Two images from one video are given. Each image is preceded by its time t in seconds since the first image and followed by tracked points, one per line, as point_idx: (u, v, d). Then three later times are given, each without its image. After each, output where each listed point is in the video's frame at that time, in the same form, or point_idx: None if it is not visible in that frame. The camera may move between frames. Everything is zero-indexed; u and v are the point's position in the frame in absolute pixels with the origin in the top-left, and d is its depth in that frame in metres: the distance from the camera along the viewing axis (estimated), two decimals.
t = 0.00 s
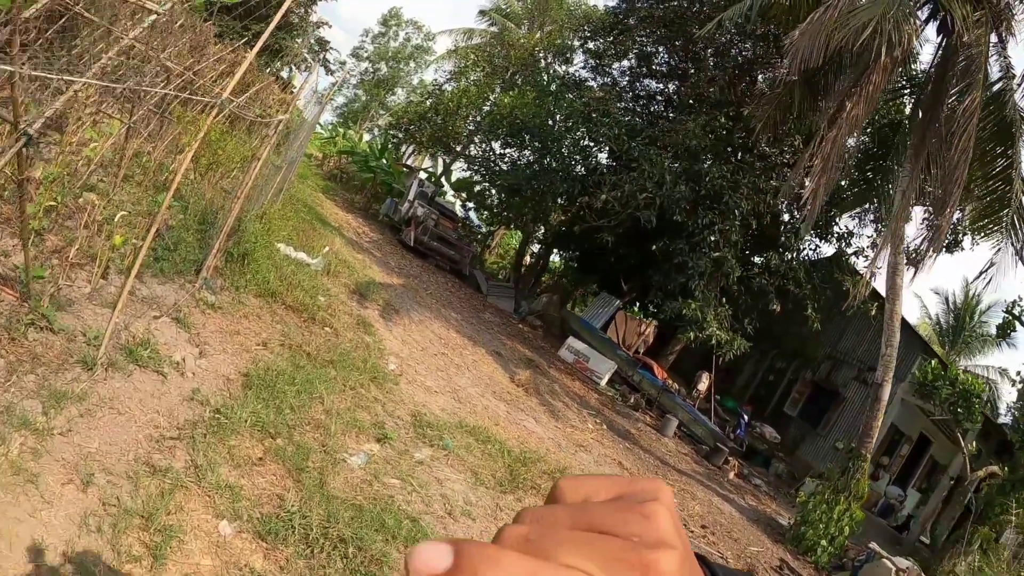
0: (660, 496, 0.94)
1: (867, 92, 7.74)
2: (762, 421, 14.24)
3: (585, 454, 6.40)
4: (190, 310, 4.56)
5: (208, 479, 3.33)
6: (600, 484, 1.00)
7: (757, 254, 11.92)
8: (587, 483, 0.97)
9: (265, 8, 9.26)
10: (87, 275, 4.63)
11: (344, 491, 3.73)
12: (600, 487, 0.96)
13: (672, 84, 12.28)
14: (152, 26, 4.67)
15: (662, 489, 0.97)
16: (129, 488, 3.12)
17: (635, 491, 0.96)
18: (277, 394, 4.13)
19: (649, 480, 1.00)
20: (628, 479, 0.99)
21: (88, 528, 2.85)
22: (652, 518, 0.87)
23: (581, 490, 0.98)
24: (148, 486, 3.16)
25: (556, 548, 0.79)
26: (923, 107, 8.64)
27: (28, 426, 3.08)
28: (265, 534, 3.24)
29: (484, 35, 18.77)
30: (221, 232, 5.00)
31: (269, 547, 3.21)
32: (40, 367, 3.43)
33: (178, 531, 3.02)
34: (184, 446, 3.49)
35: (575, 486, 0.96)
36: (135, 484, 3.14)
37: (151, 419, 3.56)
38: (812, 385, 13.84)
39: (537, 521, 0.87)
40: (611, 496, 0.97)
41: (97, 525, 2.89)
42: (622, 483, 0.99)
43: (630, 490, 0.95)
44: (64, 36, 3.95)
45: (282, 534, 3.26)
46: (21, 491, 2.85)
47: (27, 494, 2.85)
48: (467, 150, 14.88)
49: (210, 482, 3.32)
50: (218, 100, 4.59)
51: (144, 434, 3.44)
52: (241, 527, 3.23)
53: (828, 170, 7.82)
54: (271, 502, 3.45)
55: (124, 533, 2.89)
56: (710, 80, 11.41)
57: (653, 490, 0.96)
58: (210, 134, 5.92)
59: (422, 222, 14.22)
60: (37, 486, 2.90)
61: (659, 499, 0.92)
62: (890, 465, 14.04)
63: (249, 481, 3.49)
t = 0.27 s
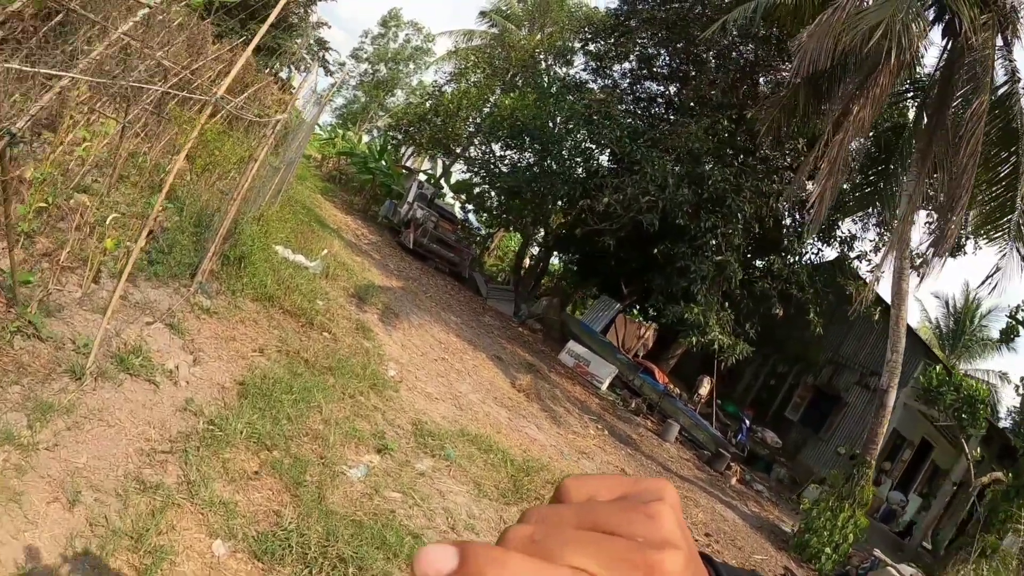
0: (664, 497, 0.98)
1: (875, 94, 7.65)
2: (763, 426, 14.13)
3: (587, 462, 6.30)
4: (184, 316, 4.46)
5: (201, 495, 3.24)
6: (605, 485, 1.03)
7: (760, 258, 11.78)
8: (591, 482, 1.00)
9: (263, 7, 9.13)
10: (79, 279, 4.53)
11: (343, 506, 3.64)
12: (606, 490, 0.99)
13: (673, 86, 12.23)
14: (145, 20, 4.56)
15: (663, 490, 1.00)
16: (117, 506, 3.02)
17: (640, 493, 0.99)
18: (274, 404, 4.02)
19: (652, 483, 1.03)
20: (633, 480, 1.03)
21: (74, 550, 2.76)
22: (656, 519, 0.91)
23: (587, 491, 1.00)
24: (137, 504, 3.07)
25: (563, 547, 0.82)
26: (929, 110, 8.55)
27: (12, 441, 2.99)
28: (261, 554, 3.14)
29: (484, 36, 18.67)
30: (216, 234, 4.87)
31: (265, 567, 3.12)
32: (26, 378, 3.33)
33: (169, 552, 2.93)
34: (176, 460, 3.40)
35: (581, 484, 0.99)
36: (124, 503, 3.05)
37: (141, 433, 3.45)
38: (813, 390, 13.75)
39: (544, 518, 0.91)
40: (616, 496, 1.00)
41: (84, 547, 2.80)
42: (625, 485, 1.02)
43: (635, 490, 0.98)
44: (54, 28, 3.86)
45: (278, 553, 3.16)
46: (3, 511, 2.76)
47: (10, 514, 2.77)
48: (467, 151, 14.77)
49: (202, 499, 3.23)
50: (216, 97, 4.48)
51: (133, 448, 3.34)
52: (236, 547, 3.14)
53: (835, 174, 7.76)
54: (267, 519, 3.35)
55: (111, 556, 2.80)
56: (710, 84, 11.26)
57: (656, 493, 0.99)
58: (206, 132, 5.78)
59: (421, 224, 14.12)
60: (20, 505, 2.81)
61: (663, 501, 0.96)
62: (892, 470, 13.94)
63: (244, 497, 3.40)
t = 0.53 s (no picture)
0: (667, 486, 0.88)
1: (878, 94, 7.59)
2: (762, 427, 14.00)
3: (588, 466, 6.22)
4: (176, 319, 4.36)
5: (193, 509, 3.15)
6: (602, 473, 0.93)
7: (760, 259, 11.72)
8: (588, 469, 0.90)
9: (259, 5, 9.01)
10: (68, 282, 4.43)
11: (340, 518, 3.56)
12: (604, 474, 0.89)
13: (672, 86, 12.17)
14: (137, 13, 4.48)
15: (665, 476, 0.90)
16: (104, 522, 2.93)
17: (641, 481, 0.89)
18: (268, 411, 3.94)
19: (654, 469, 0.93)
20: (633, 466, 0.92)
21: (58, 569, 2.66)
22: (655, 510, 0.81)
23: (583, 479, 0.90)
24: (126, 519, 2.98)
25: (560, 540, 0.73)
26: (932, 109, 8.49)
27: None
28: (255, 570, 3.05)
29: (483, 35, 18.58)
30: (210, 236, 4.77)
31: None
32: (12, 386, 3.22)
33: (158, 570, 2.83)
34: (166, 472, 3.31)
35: (578, 471, 0.89)
36: (112, 519, 2.95)
37: (130, 444, 3.36)
38: (813, 391, 13.68)
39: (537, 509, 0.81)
40: (614, 485, 0.90)
41: (69, 566, 2.70)
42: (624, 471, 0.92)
43: (635, 477, 0.88)
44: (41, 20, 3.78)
45: (273, 569, 3.07)
46: None
47: None
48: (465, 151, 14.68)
49: (194, 513, 3.14)
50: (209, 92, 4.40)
51: (123, 460, 3.25)
52: (229, 563, 3.05)
53: (838, 175, 7.69)
54: (261, 534, 3.27)
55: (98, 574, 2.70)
56: (711, 84, 11.26)
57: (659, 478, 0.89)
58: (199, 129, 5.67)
59: (418, 225, 14.03)
60: (3, 522, 2.71)
61: (666, 489, 0.86)
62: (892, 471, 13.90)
63: (238, 510, 3.32)
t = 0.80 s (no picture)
0: (667, 503, 0.94)
1: (876, 92, 7.58)
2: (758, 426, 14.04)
3: (586, 466, 6.18)
4: (169, 321, 4.31)
5: (187, 518, 3.09)
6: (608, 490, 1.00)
7: (757, 257, 11.74)
8: (591, 489, 0.97)
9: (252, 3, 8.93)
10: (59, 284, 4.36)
11: (337, 524, 3.51)
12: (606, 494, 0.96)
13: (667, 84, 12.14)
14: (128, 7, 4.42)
15: (666, 494, 0.97)
16: (95, 533, 2.86)
17: (644, 499, 0.96)
18: (263, 415, 3.89)
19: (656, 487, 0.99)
20: (636, 484, 0.99)
21: None
22: (656, 527, 0.88)
23: (588, 497, 0.97)
24: (117, 529, 2.92)
25: (564, 561, 0.80)
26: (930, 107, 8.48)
27: None
28: None
29: (477, 33, 18.51)
30: (203, 236, 4.70)
31: None
32: None
33: None
34: (159, 479, 3.25)
35: (581, 491, 0.96)
36: (103, 530, 2.89)
37: (121, 451, 3.31)
38: (809, 389, 13.69)
39: (544, 530, 0.89)
40: (617, 503, 0.97)
41: None
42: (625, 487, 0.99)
43: (636, 497, 0.96)
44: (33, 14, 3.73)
45: None
46: None
47: None
48: (459, 149, 14.62)
49: (187, 522, 3.08)
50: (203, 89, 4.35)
51: (114, 469, 3.19)
52: (224, 571, 3.00)
53: (836, 174, 7.73)
54: (257, 541, 3.22)
55: None
56: (709, 82, 11.24)
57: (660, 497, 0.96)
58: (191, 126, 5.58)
59: (413, 224, 13.97)
60: None
61: (664, 507, 0.92)
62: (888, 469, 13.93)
63: (233, 517, 3.27)
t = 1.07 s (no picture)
0: (674, 506, 0.88)
1: (877, 92, 7.57)
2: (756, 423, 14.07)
3: (587, 467, 6.15)
4: (165, 324, 4.24)
5: (187, 530, 3.04)
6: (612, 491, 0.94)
7: (755, 255, 11.74)
8: (597, 489, 0.90)
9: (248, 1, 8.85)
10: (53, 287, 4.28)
11: (340, 533, 3.47)
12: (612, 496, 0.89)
13: (664, 81, 12.09)
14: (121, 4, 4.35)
15: (673, 496, 0.90)
16: (94, 547, 2.80)
17: (651, 501, 0.89)
18: (263, 420, 3.84)
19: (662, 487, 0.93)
20: (641, 487, 0.93)
21: None
22: (665, 530, 0.82)
23: (592, 498, 0.90)
24: (116, 543, 2.85)
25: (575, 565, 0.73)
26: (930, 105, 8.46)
27: None
28: None
29: (473, 30, 18.42)
30: (199, 237, 4.64)
31: None
32: None
33: None
34: (158, 490, 3.20)
35: (588, 492, 0.89)
36: (102, 543, 2.82)
37: (119, 460, 3.25)
38: (807, 387, 13.71)
39: (549, 532, 0.82)
40: (623, 505, 0.90)
41: None
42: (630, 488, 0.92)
43: (643, 499, 0.89)
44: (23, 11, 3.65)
45: None
46: None
47: None
48: (456, 147, 14.55)
49: (188, 534, 3.03)
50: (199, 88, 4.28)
51: (111, 480, 3.13)
52: None
53: (837, 174, 7.75)
54: (259, 552, 3.17)
55: None
56: (707, 80, 11.15)
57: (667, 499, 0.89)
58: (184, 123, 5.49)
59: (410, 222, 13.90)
60: None
61: (673, 510, 0.86)
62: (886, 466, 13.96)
63: (235, 527, 3.22)
